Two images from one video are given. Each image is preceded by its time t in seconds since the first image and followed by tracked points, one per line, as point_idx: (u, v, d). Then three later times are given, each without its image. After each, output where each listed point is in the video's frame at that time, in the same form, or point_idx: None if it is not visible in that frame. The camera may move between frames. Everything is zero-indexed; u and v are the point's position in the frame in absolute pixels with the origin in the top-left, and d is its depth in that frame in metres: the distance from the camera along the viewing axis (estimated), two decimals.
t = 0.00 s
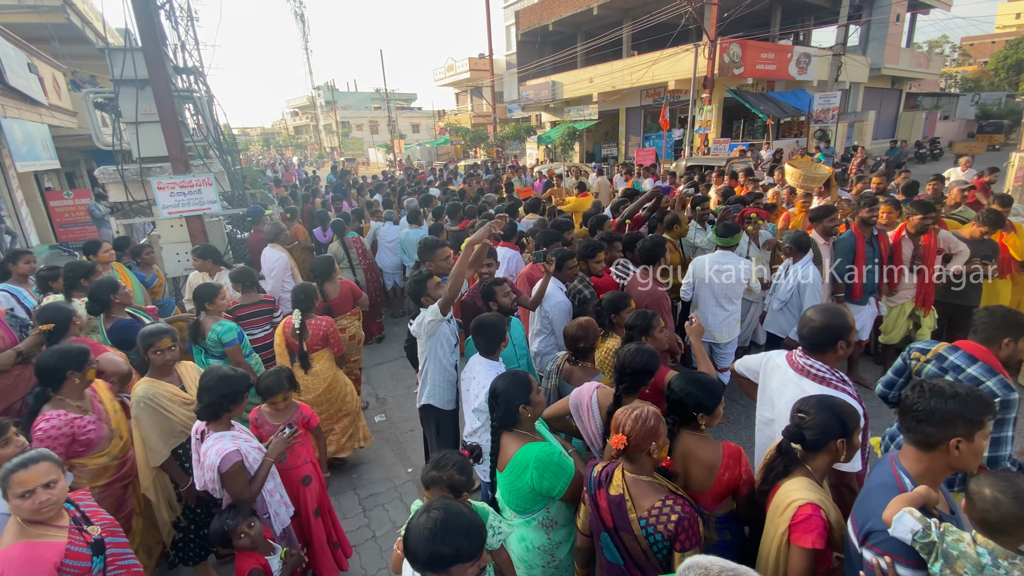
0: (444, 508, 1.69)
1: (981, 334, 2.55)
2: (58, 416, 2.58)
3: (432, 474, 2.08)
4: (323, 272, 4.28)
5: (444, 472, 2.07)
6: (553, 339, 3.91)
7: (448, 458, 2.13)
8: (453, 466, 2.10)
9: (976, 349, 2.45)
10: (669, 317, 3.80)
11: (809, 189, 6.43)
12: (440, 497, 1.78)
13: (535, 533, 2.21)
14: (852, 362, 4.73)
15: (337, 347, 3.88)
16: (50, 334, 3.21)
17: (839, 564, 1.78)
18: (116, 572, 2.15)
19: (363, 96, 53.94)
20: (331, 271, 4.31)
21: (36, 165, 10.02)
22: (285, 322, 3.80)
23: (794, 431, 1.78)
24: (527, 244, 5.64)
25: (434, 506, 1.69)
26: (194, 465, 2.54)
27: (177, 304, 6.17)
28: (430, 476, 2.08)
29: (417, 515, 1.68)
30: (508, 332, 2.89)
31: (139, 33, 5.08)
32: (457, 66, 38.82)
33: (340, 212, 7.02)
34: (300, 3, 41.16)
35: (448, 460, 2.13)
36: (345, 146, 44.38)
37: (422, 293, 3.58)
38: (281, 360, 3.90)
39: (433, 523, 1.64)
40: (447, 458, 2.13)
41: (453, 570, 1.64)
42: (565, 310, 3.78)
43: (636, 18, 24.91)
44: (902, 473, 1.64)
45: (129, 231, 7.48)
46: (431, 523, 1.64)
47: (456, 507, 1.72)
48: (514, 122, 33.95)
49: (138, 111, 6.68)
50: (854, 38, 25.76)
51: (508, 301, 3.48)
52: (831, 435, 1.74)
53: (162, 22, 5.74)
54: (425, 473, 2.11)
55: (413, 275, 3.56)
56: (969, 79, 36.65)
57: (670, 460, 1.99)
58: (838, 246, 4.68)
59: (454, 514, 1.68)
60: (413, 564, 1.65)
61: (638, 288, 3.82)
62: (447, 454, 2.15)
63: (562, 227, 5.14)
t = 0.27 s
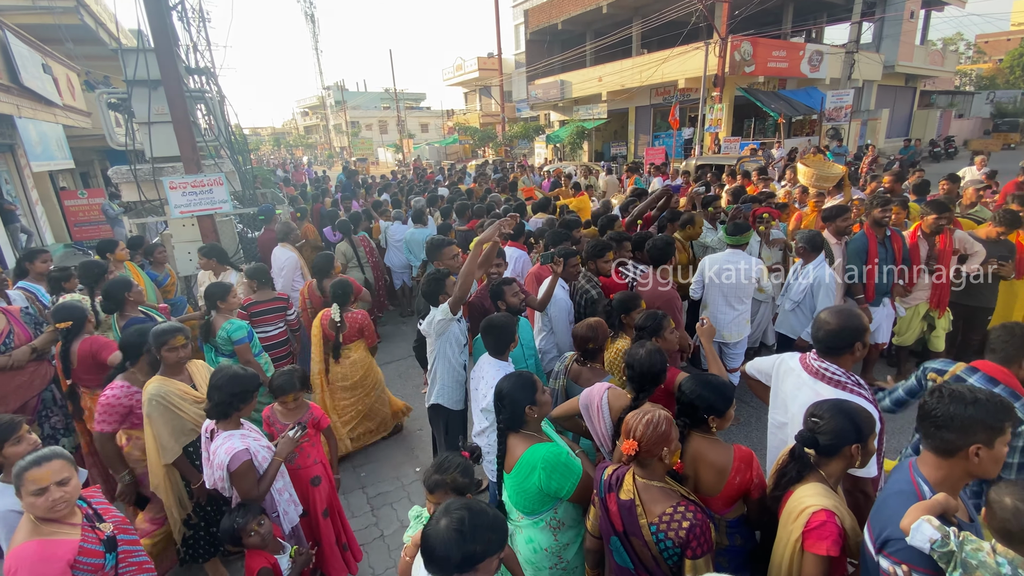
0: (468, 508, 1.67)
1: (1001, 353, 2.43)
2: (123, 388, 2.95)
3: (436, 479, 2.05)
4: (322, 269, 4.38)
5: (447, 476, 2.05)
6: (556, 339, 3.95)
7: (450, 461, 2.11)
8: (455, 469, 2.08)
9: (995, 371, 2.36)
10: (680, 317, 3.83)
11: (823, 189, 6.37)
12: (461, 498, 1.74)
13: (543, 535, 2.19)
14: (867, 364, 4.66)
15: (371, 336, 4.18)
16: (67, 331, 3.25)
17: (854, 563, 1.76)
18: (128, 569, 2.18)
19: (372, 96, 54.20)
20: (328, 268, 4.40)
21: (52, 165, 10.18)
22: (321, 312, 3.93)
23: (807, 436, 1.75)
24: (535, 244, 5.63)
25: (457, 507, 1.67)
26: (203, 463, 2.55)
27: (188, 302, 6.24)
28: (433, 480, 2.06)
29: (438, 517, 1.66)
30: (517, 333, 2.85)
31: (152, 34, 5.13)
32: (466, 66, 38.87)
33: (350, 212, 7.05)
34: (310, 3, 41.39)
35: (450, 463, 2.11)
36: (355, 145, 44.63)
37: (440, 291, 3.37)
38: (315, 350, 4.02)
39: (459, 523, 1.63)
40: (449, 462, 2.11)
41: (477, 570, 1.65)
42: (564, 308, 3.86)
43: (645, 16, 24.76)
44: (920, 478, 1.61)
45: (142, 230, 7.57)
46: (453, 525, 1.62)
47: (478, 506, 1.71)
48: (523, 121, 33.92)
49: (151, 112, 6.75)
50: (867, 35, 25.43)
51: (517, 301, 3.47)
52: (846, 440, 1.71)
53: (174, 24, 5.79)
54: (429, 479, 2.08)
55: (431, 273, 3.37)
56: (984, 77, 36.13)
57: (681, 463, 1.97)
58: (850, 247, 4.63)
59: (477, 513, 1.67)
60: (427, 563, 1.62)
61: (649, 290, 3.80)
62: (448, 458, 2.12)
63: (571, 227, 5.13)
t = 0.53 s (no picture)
0: (491, 512, 1.66)
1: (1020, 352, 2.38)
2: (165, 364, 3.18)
3: (432, 484, 1.97)
4: (311, 265, 4.44)
5: (443, 481, 1.97)
6: (558, 339, 3.96)
7: (445, 463, 2.05)
8: (451, 472, 2.01)
9: None
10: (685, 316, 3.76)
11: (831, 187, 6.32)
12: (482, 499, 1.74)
13: (546, 535, 2.18)
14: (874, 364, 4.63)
15: (399, 322, 4.39)
16: (76, 330, 3.22)
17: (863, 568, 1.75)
18: (132, 567, 2.19)
19: (377, 95, 54.31)
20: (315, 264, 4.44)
21: (59, 164, 10.24)
22: (353, 300, 4.10)
23: (815, 439, 1.73)
24: (540, 243, 5.62)
25: (480, 512, 1.65)
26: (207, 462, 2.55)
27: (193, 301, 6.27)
28: (428, 485, 1.98)
29: (460, 519, 1.65)
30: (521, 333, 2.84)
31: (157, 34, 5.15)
32: (471, 65, 38.84)
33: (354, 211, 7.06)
34: (315, 3, 41.48)
35: (445, 467, 2.03)
36: (360, 145, 44.74)
37: (445, 290, 3.36)
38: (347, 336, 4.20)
39: (483, 527, 1.61)
40: (444, 465, 2.04)
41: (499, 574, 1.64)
42: (563, 306, 3.91)
43: (651, 15, 24.65)
44: (932, 483, 1.59)
45: (148, 229, 7.61)
46: (476, 527, 1.61)
47: (502, 511, 1.70)
48: (527, 120, 33.87)
49: (157, 111, 6.77)
50: (875, 33, 25.22)
51: (521, 300, 3.46)
52: (854, 443, 1.69)
53: (180, 23, 5.80)
54: (424, 484, 2.00)
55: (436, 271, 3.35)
56: (993, 75, 35.80)
57: (686, 464, 1.96)
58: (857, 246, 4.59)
59: (501, 518, 1.67)
60: (443, 563, 1.62)
61: (653, 289, 3.78)
62: (442, 461, 2.05)
63: (575, 226, 5.11)
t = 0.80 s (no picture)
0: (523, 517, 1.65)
1: None
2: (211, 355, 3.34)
3: (426, 490, 1.93)
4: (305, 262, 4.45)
5: (437, 486, 1.93)
6: (558, 338, 3.97)
7: (439, 468, 1.99)
8: (445, 477, 1.96)
9: None
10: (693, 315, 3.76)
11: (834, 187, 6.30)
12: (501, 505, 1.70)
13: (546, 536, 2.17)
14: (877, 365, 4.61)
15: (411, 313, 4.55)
16: (79, 328, 3.21)
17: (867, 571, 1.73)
18: (131, 566, 2.18)
19: (378, 94, 54.31)
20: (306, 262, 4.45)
21: (61, 163, 10.25)
22: (366, 294, 4.21)
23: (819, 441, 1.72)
24: (541, 242, 5.60)
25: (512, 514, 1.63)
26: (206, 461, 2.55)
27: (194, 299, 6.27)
28: (423, 492, 1.93)
29: (490, 519, 1.61)
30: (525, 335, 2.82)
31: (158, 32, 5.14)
32: (472, 63, 38.80)
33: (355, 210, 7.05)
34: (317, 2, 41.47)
35: (439, 472, 1.98)
36: (362, 144, 44.76)
37: (440, 288, 3.43)
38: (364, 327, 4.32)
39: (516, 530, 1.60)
40: (438, 469, 1.99)
41: None
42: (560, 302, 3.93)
43: (653, 13, 24.59)
44: (939, 487, 1.57)
45: (149, 228, 7.60)
46: (509, 528, 1.59)
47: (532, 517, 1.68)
48: (529, 119, 33.84)
49: (158, 110, 6.77)
50: (878, 32, 25.14)
51: (522, 299, 3.44)
52: (858, 445, 1.67)
53: (182, 22, 5.79)
54: (417, 490, 1.95)
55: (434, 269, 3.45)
56: (997, 74, 35.66)
57: (689, 465, 1.94)
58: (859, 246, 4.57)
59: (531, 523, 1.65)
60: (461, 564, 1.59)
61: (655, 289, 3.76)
62: (436, 465, 2.00)
63: (576, 225, 5.10)
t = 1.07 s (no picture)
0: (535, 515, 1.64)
1: None
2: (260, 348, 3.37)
3: (422, 494, 1.91)
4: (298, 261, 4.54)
5: (433, 490, 1.91)
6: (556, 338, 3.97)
7: (434, 470, 1.97)
8: (441, 479, 1.94)
9: None
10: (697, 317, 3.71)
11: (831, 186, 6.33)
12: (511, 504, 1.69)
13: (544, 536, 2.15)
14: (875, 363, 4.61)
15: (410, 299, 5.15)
16: (75, 328, 3.17)
17: (866, 572, 1.72)
18: (124, 567, 2.15)
19: (375, 92, 54.19)
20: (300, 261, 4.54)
21: (55, 161, 10.18)
22: (371, 281, 4.76)
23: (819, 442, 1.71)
24: (538, 242, 5.59)
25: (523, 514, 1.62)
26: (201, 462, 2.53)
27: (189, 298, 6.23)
28: (418, 495, 1.91)
29: (502, 521, 1.59)
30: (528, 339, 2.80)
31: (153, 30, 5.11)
32: (469, 62, 38.73)
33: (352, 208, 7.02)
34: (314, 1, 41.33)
35: (435, 474, 1.96)
36: (359, 142, 44.65)
37: (440, 287, 3.41)
38: (369, 313, 4.86)
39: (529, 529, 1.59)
40: (433, 471, 1.97)
41: None
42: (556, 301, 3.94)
43: (650, 12, 24.60)
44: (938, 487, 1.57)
45: (144, 226, 7.56)
46: (523, 528, 1.58)
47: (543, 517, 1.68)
48: (526, 118, 33.81)
49: (153, 107, 6.73)
50: (874, 32, 25.21)
51: (519, 298, 3.42)
52: (859, 446, 1.67)
53: (177, 19, 5.74)
54: (413, 494, 1.93)
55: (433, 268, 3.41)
56: (992, 74, 35.84)
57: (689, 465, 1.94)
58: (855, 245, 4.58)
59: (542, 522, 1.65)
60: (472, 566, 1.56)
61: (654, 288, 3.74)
62: (432, 467, 1.98)
63: (573, 224, 5.09)
